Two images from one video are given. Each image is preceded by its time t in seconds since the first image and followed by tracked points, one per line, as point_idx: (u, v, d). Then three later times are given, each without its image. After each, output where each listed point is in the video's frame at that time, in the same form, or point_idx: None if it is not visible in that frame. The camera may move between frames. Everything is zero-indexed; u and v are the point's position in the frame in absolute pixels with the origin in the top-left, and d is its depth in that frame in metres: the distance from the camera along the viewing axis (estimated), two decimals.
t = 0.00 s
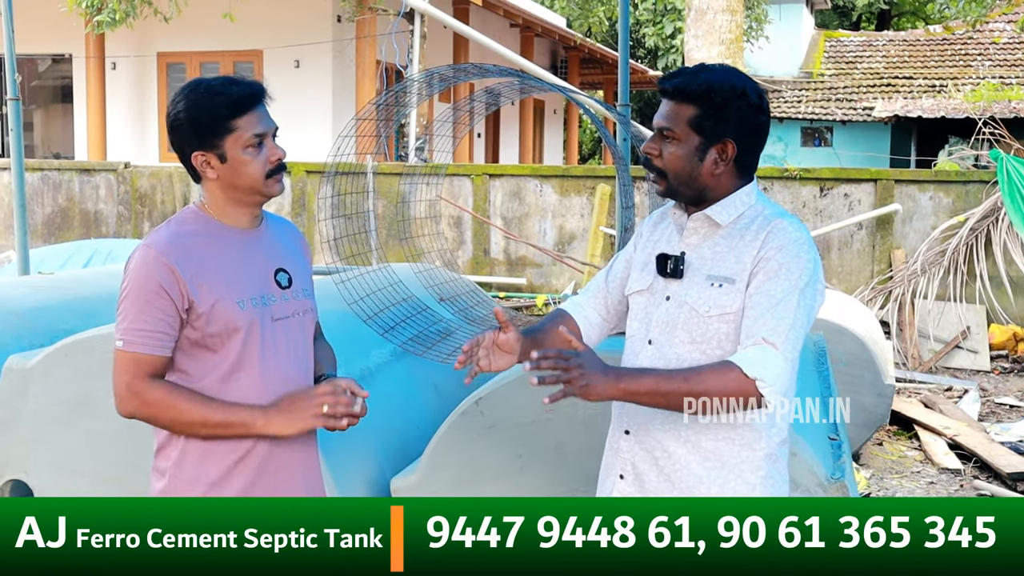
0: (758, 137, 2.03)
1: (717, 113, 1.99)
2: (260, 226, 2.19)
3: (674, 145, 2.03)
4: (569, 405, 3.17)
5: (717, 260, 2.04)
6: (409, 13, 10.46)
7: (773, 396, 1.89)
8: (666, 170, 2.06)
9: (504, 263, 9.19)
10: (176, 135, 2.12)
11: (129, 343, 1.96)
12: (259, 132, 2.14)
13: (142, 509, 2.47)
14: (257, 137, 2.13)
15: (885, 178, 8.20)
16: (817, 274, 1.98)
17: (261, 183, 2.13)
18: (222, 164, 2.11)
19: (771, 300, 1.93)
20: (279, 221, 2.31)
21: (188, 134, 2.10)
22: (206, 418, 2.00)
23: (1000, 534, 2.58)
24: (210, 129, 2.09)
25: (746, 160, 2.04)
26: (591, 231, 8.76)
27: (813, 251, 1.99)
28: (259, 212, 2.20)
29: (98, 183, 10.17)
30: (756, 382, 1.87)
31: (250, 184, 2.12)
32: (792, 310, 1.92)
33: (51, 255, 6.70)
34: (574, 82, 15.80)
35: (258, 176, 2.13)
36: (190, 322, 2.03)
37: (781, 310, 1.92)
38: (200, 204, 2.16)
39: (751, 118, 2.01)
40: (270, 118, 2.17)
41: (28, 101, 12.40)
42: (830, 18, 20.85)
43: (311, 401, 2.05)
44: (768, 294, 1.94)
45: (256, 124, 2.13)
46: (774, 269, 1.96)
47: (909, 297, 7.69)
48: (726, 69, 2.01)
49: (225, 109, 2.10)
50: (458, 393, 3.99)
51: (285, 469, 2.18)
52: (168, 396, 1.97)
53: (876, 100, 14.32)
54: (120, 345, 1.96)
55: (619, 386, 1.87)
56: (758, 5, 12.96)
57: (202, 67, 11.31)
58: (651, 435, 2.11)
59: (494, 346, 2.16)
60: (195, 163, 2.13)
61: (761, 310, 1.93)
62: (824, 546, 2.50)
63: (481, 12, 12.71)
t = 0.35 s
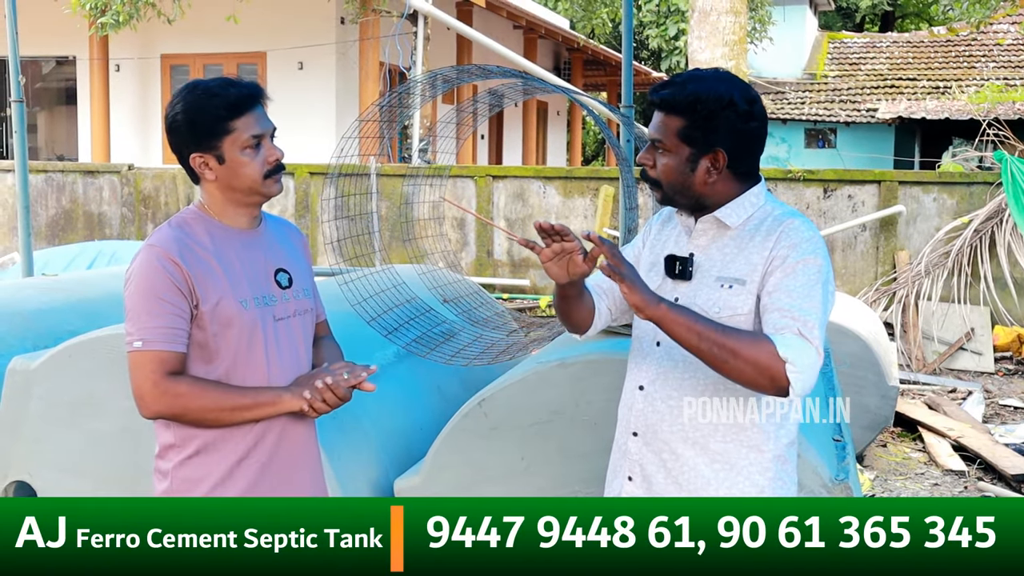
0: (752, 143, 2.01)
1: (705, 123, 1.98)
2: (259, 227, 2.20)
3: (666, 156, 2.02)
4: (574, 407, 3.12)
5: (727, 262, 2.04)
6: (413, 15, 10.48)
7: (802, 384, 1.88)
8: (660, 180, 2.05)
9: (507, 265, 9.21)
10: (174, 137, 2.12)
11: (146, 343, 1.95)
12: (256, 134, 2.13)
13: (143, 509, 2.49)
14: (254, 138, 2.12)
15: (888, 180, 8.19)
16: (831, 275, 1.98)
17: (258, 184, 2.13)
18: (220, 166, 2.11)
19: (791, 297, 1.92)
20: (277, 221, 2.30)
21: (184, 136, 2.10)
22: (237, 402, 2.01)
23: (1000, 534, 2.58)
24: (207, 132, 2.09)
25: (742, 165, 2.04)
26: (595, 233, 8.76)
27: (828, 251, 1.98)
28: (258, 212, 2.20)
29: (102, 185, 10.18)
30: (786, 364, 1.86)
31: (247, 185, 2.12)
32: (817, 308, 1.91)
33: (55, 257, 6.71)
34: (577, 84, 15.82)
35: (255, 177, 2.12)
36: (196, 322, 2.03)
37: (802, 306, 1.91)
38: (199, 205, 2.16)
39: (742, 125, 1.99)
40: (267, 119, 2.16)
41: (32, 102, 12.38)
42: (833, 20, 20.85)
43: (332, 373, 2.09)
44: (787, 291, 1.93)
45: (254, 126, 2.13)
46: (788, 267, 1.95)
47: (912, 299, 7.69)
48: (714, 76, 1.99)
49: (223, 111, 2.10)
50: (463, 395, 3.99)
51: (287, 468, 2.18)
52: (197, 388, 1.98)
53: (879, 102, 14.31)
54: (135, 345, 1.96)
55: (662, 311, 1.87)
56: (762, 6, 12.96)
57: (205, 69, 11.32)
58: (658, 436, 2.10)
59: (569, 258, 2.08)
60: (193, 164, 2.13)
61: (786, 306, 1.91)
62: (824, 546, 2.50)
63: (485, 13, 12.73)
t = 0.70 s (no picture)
0: (752, 140, 2.01)
1: (701, 124, 1.98)
2: (261, 229, 2.20)
3: (668, 162, 2.03)
4: (577, 407, 3.13)
5: (735, 265, 2.04)
6: (415, 15, 10.48)
7: (824, 405, 1.92)
8: (666, 187, 2.06)
9: (509, 265, 9.21)
10: (178, 138, 2.12)
11: (144, 344, 1.95)
12: (262, 139, 2.13)
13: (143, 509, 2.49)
14: (259, 143, 2.12)
15: (891, 180, 8.18)
16: (841, 279, 1.99)
17: (262, 189, 2.13)
18: (224, 169, 2.11)
19: (806, 310, 1.94)
20: (279, 221, 2.30)
21: (189, 138, 2.10)
22: (234, 403, 2.02)
23: (1000, 534, 2.57)
24: (212, 135, 2.09)
25: (744, 165, 2.03)
26: (597, 233, 8.75)
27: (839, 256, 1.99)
28: (260, 215, 2.20)
29: (104, 186, 10.19)
30: (809, 392, 1.89)
31: (250, 189, 2.12)
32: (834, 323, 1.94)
33: (58, 258, 6.71)
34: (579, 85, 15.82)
35: (259, 182, 2.12)
36: (197, 323, 2.03)
37: (818, 319, 1.93)
38: (201, 206, 2.16)
39: (741, 122, 1.98)
40: (273, 124, 2.17)
41: (34, 103, 12.40)
42: (834, 20, 20.84)
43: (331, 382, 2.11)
44: (802, 304, 1.94)
45: (259, 131, 2.13)
46: (800, 277, 1.96)
47: (915, 299, 7.69)
48: (706, 77, 1.99)
49: (229, 116, 2.09)
50: (466, 396, 3.99)
51: (288, 469, 2.18)
52: (194, 389, 1.99)
53: (881, 102, 14.30)
54: (134, 346, 1.96)
55: (679, 383, 1.89)
56: (764, 7, 12.96)
57: (207, 69, 11.33)
58: (666, 440, 2.10)
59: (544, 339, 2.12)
60: (197, 166, 2.13)
61: (802, 322, 1.93)
62: (824, 546, 2.49)
63: (487, 14, 12.75)
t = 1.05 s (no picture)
0: (756, 136, 2.01)
1: (706, 120, 1.98)
2: (265, 229, 2.19)
3: (673, 159, 2.02)
4: (580, 408, 3.15)
5: (736, 266, 2.04)
6: (419, 15, 10.48)
7: (824, 410, 1.91)
8: (670, 184, 2.05)
9: (513, 265, 9.21)
10: (183, 138, 2.12)
11: (142, 346, 1.96)
12: (267, 139, 2.13)
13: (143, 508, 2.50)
14: (265, 143, 2.12)
15: (894, 180, 8.18)
16: (843, 280, 1.98)
17: (265, 190, 2.13)
18: (229, 169, 2.11)
19: (807, 314, 1.94)
20: (284, 221, 2.31)
21: (194, 137, 2.10)
22: (227, 409, 2.01)
23: (1000, 534, 2.56)
24: (217, 134, 2.09)
25: (748, 161, 2.03)
26: (600, 233, 8.74)
27: (840, 258, 1.99)
28: (264, 216, 2.20)
29: (108, 186, 10.21)
30: (808, 399, 1.89)
31: (255, 189, 2.12)
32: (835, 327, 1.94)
33: (62, 257, 6.72)
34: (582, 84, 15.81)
35: (264, 183, 2.13)
36: (199, 324, 2.03)
37: (818, 323, 1.93)
38: (206, 206, 2.16)
39: (745, 118, 1.98)
40: (280, 124, 2.16)
41: (39, 103, 12.49)
42: (838, 20, 20.83)
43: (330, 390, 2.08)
44: (802, 307, 1.94)
45: (266, 131, 2.13)
46: (802, 279, 1.96)
47: (919, 299, 7.69)
48: (713, 74, 2.00)
49: (234, 115, 2.09)
50: (470, 396, 3.99)
51: (291, 470, 2.18)
52: (188, 393, 1.99)
53: (886, 102, 14.30)
54: (132, 348, 1.97)
55: (678, 397, 1.92)
56: (767, 7, 12.95)
57: (211, 69, 11.34)
58: (668, 441, 2.11)
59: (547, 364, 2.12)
60: (202, 166, 2.13)
61: (802, 326, 1.94)
62: (824, 546, 2.48)
63: (491, 14, 12.76)
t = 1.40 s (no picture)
0: (771, 135, 2.01)
1: (726, 112, 1.99)
2: (269, 229, 2.19)
3: (686, 147, 2.03)
4: (581, 410, 3.15)
5: (737, 268, 2.04)
6: (421, 16, 10.49)
7: (821, 413, 1.91)
8: (681, 173, 2.05)
9: (515, 267, 9.21)
10: (185, 138, 2.12)
11: (145, 348, 1.97)
12: (269, 139, 2.13)
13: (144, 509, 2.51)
14: (267, 143, 2.12)
15: (897, 182, 8.18)
16: (844, 282, 1.98)
17: (269, 192, 2.13)
18: (231, 169, 2.11)
19: (805, 316, 1.94)
20: (288, 222, 2.31)
21: (196, 137, 2.10)
22: (228, 410, 2.01)
23: (1000, 534, 2.56)
24: (219, 134, 2.09)
25: (761, 159, 2.03)
26: (603, 234, 8.74)
27: (840, 260, 1.99)
28: (269, 216, 2.20)
29: (111, 186, 10.22)
30: (803, 402, 1.89)
31: (259, 190, 2.12)
32: (832, 330, 1.94)
33: (64, 257, 6.74)
34: (584, 85, 15.82)
35: (266, 184, 2.13)
36: (202, 326, 2.03)
37: (817, 326, 1.93)
38: (210, 205, 2.16)
39: (765, 117, 1.99)
40: (281, 123, 2.16)
41: (41, 103, 12.61)
42: (841, 21, 20.84)
43: (332, 392, 2.07)
44: (801, 309, 1.94)
45: (267, 131, 2.13)
46: (802, 282, 1.95)
47: (921, 301, 7.68)
48: (736, 68, 2.01)
49: (235, 115, 2.09)
50: (473, 398, 3.98)
51: (295, 471, 2.18)
52: (190, 393, 1.99)
53: (888, 103, 14.30)
54: (137, 350, 1.97)
55: (674, 401, 1.92)
56: (770, 8, 12.94)
57: (214, 70, 11.34)
58: (669, 443, 2.11)
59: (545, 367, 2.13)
60: (204, 167, 2.13)
61: (800, 329, 1.94)
62: (824, 546, 2.48)
63: (494, 15, 12.78)
